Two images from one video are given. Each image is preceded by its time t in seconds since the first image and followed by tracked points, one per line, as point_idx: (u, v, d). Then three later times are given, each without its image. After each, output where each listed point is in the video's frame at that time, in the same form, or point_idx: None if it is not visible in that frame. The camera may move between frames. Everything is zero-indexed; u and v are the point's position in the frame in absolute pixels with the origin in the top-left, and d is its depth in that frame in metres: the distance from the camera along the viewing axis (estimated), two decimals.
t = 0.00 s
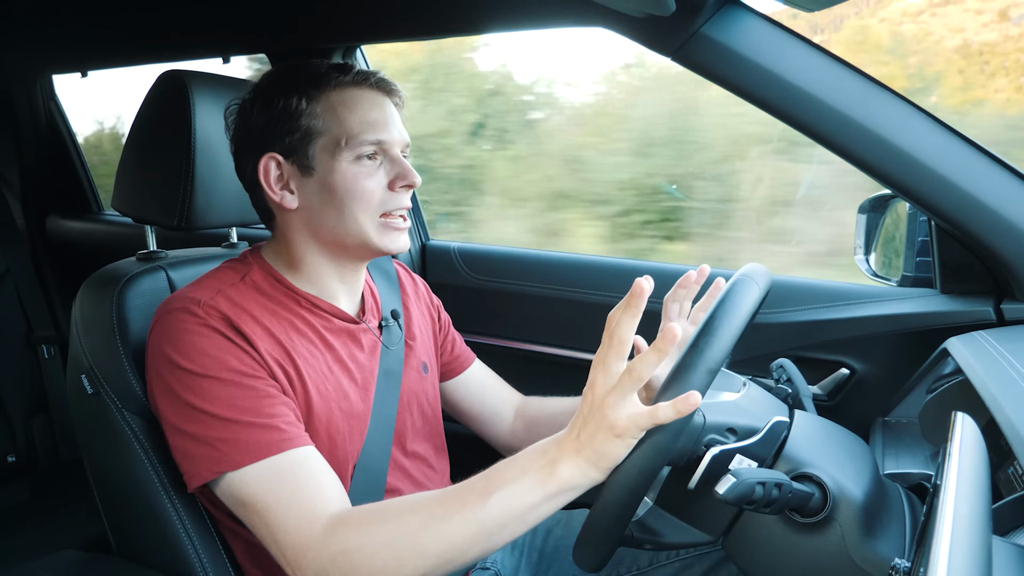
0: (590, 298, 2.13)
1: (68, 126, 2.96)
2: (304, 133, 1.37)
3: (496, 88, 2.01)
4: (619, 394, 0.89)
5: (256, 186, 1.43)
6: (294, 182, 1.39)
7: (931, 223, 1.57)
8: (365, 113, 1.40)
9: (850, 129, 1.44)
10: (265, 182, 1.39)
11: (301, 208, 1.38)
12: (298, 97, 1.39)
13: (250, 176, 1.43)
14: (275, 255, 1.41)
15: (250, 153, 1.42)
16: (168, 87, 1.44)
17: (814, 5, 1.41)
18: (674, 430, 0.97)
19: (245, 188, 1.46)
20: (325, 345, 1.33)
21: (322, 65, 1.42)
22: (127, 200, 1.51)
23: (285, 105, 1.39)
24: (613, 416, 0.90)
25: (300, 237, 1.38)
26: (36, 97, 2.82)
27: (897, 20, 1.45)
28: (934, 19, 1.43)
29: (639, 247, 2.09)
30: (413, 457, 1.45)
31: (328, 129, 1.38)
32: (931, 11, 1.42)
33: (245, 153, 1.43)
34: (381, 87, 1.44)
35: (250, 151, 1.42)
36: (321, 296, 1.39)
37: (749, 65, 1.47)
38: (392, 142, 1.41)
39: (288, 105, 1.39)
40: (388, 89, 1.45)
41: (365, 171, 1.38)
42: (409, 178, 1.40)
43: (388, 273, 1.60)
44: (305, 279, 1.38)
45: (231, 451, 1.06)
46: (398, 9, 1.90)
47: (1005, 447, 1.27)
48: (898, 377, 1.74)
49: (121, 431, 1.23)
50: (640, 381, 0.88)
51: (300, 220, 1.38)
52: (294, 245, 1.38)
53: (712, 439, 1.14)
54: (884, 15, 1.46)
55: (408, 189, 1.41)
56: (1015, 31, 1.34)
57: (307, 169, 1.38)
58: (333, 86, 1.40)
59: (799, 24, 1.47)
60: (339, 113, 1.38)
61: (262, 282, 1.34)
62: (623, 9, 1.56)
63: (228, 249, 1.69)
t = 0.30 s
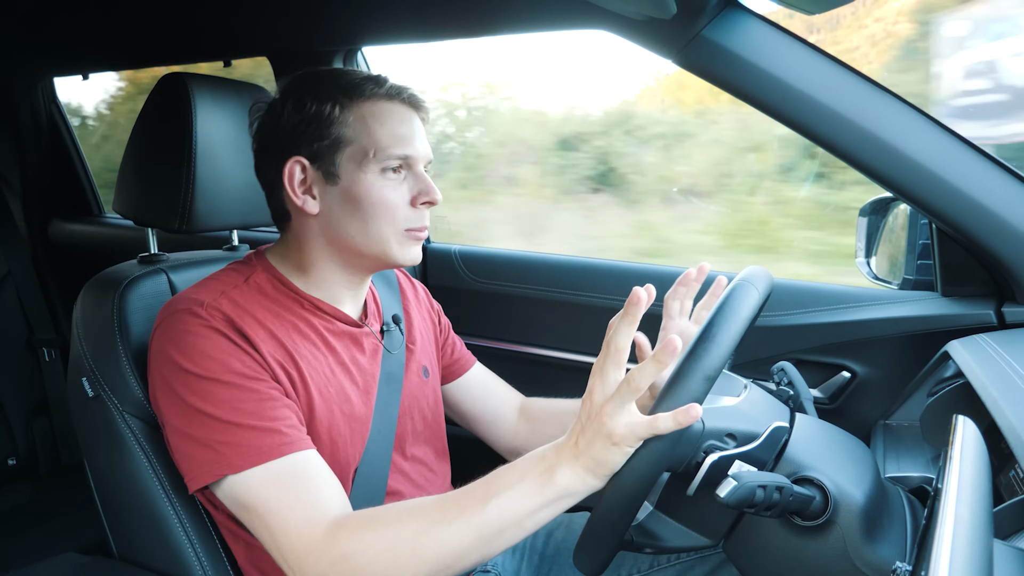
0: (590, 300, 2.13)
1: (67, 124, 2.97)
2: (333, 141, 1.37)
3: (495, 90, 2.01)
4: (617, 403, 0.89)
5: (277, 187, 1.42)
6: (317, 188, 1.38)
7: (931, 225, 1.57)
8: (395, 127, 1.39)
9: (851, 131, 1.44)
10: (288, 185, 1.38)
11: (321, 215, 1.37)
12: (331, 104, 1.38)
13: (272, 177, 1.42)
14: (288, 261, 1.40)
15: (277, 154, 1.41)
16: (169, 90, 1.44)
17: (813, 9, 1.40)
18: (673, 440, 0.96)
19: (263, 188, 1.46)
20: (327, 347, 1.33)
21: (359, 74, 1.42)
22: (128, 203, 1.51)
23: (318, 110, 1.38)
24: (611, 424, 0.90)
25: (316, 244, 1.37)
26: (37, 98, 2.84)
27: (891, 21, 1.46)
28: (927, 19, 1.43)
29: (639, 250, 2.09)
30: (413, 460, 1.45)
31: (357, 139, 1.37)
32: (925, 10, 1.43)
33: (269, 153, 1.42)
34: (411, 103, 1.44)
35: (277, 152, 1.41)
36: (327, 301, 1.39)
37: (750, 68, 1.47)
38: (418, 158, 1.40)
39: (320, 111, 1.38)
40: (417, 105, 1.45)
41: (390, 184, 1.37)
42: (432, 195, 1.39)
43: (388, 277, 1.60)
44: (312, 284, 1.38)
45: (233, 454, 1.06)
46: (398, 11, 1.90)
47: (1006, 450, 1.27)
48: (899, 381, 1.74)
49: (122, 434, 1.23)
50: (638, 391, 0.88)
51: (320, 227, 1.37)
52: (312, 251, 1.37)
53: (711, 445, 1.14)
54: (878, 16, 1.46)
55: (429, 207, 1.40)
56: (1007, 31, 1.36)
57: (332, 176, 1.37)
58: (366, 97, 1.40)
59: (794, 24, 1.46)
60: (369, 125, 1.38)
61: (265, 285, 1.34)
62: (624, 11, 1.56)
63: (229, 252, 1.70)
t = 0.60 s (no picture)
0: (592, 299, 2.13)
1: (68, 123, 2.98)
2: (329, 136, 1.37)
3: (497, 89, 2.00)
4: (620, 398, 0.89)
5: (274, 183, 1.43)
6: (313, 183, 1.38)
7: (933, 224, 1.57)
8: (391, 123, 1.39)
9: (852, 128, 1.44)
10: (285, 181, 1.39)
11: (317, 210, 1.37)
12: (327, 100, 1.38)
13: (269, 174, 1.43)
14: (285, 257, 1.40)
15: (274, 150, 1.42)
16: (170, 90, 1.44)
17: (815, 7, 1.39)
18: (675, 435, 0.96)
19: (262, 185, 1.47)
20: (328, 344, 1.33)
21: (354, 71, 1.42)
22: (129, 202, 1.52)
23: (313, 106, 1.38)
24: (615, 420, 0.90)
25: (312, 239, 1.37)
26: (39, 99, 2.85)
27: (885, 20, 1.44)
28: (923, 18, 1.40)
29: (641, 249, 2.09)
30: (415, 458, 1.45)
31: (352, 134, 1.37)
32: (920, 10, 1.40)
33: (267, 150, 1.43)
34: (407, 100, 1.44)
35: (273, 148, 1.42)
36: (325, 297, 1.39)
37: (751, 65, 1.47)
38: (413, 154, 1.41)
39: (316, 107, 1.38)
40: (413, 102, 1.45)
41: (385, 179, 1.37)
42: (427, 191, 1.39)
43: (389, 276, 1.60)
44: (311, 281, 1.38)
45: (234, 449, 1.06)
46: (399, 10, 1.89)
47: (1007, 450, 1.27)
48: (901, 379, 1.74)
49: (123, 431, 1.23)
50: (642, 385, 0.88)
51: (316, 221, 1.37)
52: (308, 245, 1.38)
53: (713, 442, 1.14)
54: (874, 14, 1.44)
55: (425, 202, 1.40)
56: (1002, 30, 1.33)
57: (327, 171, 1.37)
58: (361, 93, 1.40)
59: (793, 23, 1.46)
60: (365, 120, 1.38)
61: (264, 282, 1.34)
62: (625, 10, 1.56)
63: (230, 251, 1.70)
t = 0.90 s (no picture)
0: (593, 297, 2.13)
1: (70, 120, 2.99)
2: (314, 125, 1.38)
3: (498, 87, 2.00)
4: (622, 395, 0.89)
5: (262, 177, 1.42)
6: (301, 174, 1.39)
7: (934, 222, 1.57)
8: (374, 109, 1.41)
9: (852, 128, 1.43)
10: (273, 173, 1.39)
11: (307, 200, 1.38)
12: (309, 91, 1.39)
13: (256, 169, 1.43)
14: (279, 252, 1.40)
15: (257, 144, 1.41)
16: (171, 88, 1.44)
17: (817, 6, 1.39)
18: (677, 432, 0.96)
19: (249, 180, 1.46)
20: (326, 341, 1.33)
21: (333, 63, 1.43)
22: (130, 199, 1.52)
23: (296, 98, 1.39)
24: (617, 417, 0.90)
25: (304, 230, 1.38)
26: (41, 96, 2.86)
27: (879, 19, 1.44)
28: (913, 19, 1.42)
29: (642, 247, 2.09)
30: (417, 454, 1.45)
31: (338, 122, 1.38)
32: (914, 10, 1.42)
33: (251, 144, 1.42)
34: (388, 88, 1.45)
35: (258, 142, 1.42)
36: (322, 292, 1.39)
37: (750, 65, 1.47)
38: (399, 139, 1.42)
39: (299, 98, 1.39)
40: (394, 90, 1.47)
41: (372, 165, 1.38)
42: (416, 173, 1.40)
43: (389, 273, 1.61)
44: (306, 276, 1.38)
45: (232, 448, 1.06)
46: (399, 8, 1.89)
47: (1008, 448, 1.27)
48: (901, 378, 1.74)
49: (124, 429, 1.23)
50: (644, 382, 0.88)
51: (307, 212, 1.38)
52: (301, 237, 1.38)
53: (715, 439, 1.14)
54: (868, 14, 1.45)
55: (415, 186, 1.41)
56: (994, 31, 1.36)
57: (316, 161, 1.38)
58: (343, 83, 1.41)
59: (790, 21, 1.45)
60: (349, 108, 1.39)
61: (262, 279, 1.34)
62: (626, 9, 1.55)
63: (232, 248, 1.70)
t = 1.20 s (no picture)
0: (594, 301, 2.13)
1: (72, 123, 2.99)
2: (315, 128, 1.38)
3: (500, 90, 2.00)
4: (624, 399, 0.89)
5: (262, 179, 1.42)
6: (302, 177, 1.39)
7: (935, 227, 1.57)
8: (375, 112, 1.41)
9: (855, 133, 1.43)
10: (273, 176, 1.39)
11: (309, 203, 1.38)
12: (310, 94, 1.39)
13: (256, 170, 1.43)
14: (280, 256, 1.40)
15: (259, 146, 1.41)
16: (173, 91, 1.44)
17: (817, 10, 1.39)
18: (678, 435, 0.96)
19: (248, 181, 1.46)
20: (328, 345, 1.33)
21: (334, 65, 1.43)
22: (132, 202, 1.52)
23: (297, 101, 1.39)
24: (618, 420, 0.90)
25: (306, 233, 1.38)
26: (42, 99, 2.85)
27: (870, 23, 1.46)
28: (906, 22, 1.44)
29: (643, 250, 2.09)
30: (418, 458, 1.45)
31: (339, 125, 1.39)
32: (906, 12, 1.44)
33: (252, 146, 1.42)
34: (389, 90, 1.46)
35: (259, 145, 1.42)
36: (323, 295, 1.39)
37: (752, 69, 1.47)
38: (400, 142, 1.42)
39: (300, 101, 1.39)
40: (395, 92, 1.47)
41: (374, 168, 1.38)
42: (416, 177, 1.41)
43: (390, 275, 1.61)
44: (307, 279, 1.38)
45: (236, 454, 1.06)
46: (398, 11, 1.89)
47: (1009, 452, 1.27)
48: (902, 382, 1.74)
49: (125, 432, 1.24)
50: (646, 385, 0.88)
51: (309, 214, 1.38)
52: (302, 239, 1.38)
53: (716, 442, 1.14)
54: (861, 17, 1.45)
55: (415, 188, 1.41)
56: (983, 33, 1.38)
57: (317, 164, 1.38)
58: (344, 85, 1.41)
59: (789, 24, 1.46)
60: (350, 111, 1.39)
61: (265, 283, 1.34)
62: (628, 12, 1.55)
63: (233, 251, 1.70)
